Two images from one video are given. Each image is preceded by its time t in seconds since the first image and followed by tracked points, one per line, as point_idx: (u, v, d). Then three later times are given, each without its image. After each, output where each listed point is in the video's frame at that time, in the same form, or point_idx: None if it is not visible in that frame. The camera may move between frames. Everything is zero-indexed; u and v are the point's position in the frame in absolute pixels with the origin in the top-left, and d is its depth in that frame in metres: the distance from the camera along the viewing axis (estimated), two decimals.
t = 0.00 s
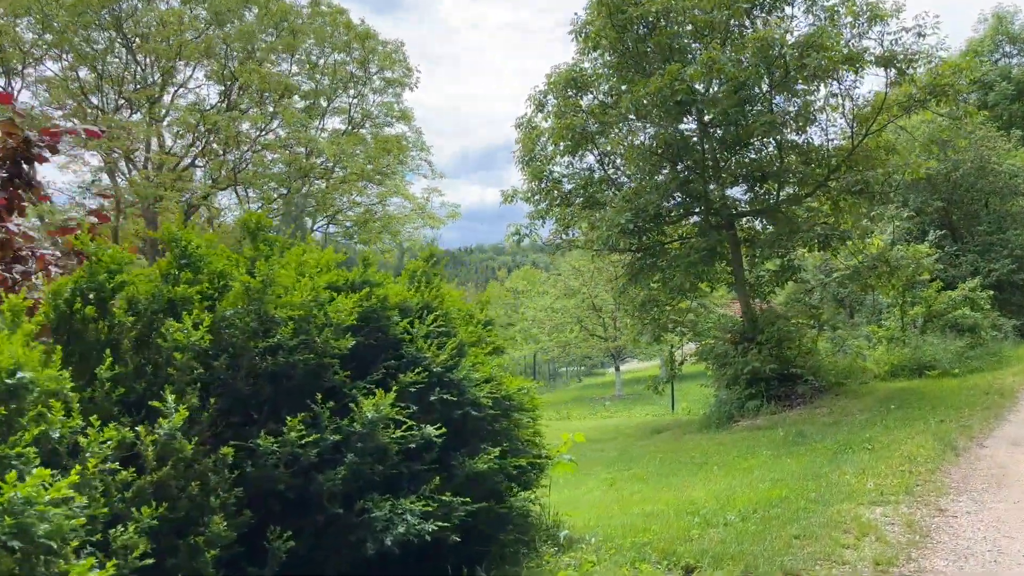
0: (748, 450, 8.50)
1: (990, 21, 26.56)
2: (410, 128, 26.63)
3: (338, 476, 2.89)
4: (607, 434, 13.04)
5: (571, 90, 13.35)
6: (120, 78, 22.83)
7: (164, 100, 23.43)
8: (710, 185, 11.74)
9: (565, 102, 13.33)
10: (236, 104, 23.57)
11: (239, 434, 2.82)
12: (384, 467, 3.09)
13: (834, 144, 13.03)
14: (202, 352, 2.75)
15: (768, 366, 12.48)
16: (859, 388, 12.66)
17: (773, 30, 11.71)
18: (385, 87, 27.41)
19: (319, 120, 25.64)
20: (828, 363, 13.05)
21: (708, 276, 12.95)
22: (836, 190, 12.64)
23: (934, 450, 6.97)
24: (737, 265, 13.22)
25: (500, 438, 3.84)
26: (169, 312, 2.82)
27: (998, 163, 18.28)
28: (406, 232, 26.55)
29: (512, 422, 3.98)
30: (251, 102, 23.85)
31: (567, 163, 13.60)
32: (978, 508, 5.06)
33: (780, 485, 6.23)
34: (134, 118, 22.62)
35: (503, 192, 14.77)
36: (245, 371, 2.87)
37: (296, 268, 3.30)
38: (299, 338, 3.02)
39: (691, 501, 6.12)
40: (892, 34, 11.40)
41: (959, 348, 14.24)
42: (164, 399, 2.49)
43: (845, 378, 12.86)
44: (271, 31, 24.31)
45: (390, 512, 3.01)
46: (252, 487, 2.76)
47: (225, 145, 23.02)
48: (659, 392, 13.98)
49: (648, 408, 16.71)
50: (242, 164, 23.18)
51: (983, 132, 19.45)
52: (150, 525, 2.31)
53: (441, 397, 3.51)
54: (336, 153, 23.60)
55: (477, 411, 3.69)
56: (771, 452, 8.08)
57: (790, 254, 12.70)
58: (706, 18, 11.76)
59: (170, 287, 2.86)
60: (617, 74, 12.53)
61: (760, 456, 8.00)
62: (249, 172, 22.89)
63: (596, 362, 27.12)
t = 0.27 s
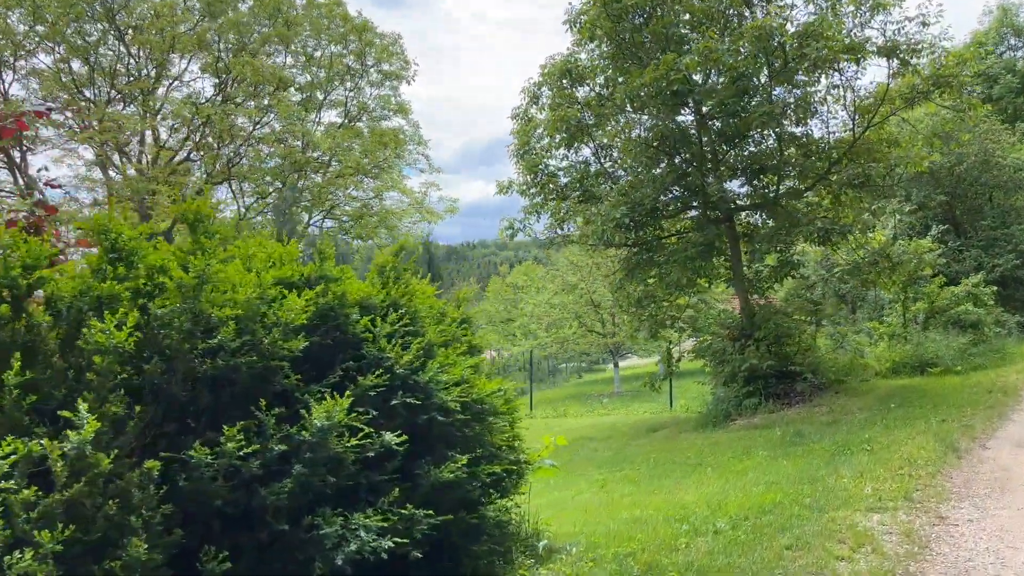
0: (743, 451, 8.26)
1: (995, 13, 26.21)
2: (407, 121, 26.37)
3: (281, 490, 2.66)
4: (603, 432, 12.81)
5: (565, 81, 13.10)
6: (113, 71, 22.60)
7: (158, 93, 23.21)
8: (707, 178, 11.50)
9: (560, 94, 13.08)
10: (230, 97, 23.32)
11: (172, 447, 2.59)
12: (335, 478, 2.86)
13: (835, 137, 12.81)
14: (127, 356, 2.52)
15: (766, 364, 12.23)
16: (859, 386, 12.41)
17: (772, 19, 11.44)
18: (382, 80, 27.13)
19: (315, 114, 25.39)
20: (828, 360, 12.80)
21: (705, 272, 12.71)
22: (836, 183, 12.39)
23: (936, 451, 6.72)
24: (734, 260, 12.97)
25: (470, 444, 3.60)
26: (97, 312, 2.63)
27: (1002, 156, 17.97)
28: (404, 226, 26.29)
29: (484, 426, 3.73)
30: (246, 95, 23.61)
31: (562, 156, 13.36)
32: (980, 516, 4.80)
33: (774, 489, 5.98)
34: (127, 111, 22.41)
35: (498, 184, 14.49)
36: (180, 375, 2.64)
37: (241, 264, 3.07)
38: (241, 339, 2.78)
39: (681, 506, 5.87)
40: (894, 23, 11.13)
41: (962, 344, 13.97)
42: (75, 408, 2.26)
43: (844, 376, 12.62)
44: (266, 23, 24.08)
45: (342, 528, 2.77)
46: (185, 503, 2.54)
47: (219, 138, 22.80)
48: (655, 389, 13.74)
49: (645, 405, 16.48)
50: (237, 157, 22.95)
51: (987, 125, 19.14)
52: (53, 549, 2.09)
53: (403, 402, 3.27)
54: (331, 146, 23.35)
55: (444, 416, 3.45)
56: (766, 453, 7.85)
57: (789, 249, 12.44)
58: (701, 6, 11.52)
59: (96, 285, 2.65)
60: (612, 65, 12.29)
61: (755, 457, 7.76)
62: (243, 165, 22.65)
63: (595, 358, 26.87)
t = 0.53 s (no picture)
0: (736, 448, 8.04)
1: (999, 4, 25.88)
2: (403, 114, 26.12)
3: (212, 493, 2.46)
4: (596, 428, 12.60)
5: (559, 71, 12.86)
6: (106, 62, 22.41)
7: (151, 85, 23.02)
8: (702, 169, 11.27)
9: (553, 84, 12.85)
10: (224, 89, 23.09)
11: (92, 446, 2.40)
12: (274, 480, 2.65)
13: (835, 127, 12.60)
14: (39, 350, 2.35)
15: (762, 359, 12.00)
16: (857, 381, 12.19)
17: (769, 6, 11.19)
18: (378, 73, 26.87)
19: (310, 107, 25.14)
20: (826, 354, 12.57)
21: (701, 265, 12.49)
22: (834, 175, 12.15)
23: (934, 449, 6.49)
24: (731, 253, 12.74)
25: (433, 442, 3.38)
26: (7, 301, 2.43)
27: (1005, 148, 17.70)
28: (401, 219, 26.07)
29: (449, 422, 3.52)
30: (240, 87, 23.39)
31: (555, 148, 13.13)
32: (977, 518, 4.58)
33: (765, 488, 5.76)
34: (120, 103, 22.21)
35: (491, 176, 14.24)
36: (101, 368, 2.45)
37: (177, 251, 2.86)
38: (169, 329, 2.57)
39: (667, 506, 5.66)
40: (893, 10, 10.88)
41: (963, 338, 13.72)
42: None
43: (843, 371, 12.38)
44: (260, 15, 23.84)
45: (279, 533, 2.58)
46: (102, 507, 2.34)
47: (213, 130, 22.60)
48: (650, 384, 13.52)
49: (642, 400, 16.26)
50: (231, 150, 22.74)
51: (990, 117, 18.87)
52: None
53: (355, 397, 3.06)
54: (326, 139, 23.12)
55: (402, 412, 3.23)
56: (759, 450, 7.62)
57: (786, 241, 12.21)
58: None
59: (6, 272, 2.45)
60: (605, 53, 12.04)
61: (748, 454, 7.54)
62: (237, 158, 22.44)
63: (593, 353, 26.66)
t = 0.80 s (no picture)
0: (728, 451, 7.81)
1: None
2: (400, 109, 25.86)
3: (130, 522, 2.24)
4: (590, 428, 12.36)
5: (552, 64, 12.60)
6: (99, 56, 22.17)
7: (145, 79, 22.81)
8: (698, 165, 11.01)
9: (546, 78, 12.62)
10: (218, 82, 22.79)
11: None
12: (203, 504, 2.41)
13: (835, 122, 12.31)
14: None
15: (759, 358, 11.76)
16: (856, 381, 11.95)
17: None
18: (375, 67, 26.59)
19: (305, 101, 24.88)
20: (824, 353, 12.34)
21: (698, 262, 12.27)
22: (834, 170, 11.90)
23: (932, 454, 6.28)
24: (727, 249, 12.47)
25: (392, 454, 3.16)
26: None
27: (1008, 144, 17.43)
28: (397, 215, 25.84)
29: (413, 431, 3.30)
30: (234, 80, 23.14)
31: (549, 142, 12.87)
32: (977, 532, 4.34)
33: (756, 497, 5.52)
34: (114, 96, 22.00)
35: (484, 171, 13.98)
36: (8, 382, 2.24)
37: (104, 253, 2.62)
38: (86, 339, 2.36)
39: (653, 515, 5.42)
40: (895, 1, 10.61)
41: (964, 337, 13.47)
42: None
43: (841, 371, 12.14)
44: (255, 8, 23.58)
45: (208, 562, 2.36)
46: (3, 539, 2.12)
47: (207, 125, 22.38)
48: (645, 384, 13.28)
49: (638, 399, 16.03)
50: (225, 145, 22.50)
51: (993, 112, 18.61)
52: None
53: (302, 409, 2.83)
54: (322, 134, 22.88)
55: (356, 424, 3.01)
56: (752, 454, 7.39)
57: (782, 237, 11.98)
58: None
59: None
60: (598, 45, 11.78)
61: (741, 458, 7.30)
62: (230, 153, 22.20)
63: (592, 350, 26.43)
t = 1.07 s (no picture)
0: (721, 447, 7.57)
1: None
2: (397, 102, 25.59)
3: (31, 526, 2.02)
4: (584, 424, 12.11)
5: (546, 53, 12.34)
6: (92, 47, 21.93)
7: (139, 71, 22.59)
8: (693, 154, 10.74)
9: (539, 66, 12.36)
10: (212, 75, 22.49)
11: None
12: (120, 505, 2.18)
13: (834, 112, 12.07)
14: None
15: (757, 352, 11.52)
16: (855, 376, 11.70)
17: None
18: (372, 59, 26.29)
19: (301, 94, 24.62)
20: (823, 348, 12.08)
21: (694, 254, 12.03)
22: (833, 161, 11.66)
23: (932, 451, 6.04)
24: (724, 241, 12.21)
25: (343, 451, 2.93)
26: None
27: (1012, 136, 17.13)
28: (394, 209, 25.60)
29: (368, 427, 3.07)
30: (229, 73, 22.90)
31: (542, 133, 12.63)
32: (978, 534, 4.09)
33: (747, 495, 5.28)
34: (107, 89, 21.77)
35: (478, 163, 13.74)
36: None
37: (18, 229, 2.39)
38: None
39: (639, 515, 5.19)
40: None
41: (966, 331, 13.21)
42: None
43: (840, 366, 11.90)
44: None
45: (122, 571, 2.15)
46: None
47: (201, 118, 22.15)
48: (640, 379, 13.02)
49: (635, 395, 15.80)
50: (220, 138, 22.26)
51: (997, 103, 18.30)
52: None
53: (240, 403, 2.59)
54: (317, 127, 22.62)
55: (302, 418, 2.78)
56: (746, 450, 7.15)
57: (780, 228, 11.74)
58: None
59: None
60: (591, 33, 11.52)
61: (734, 455, 7.07)
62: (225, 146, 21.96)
63: (590, 345, 26.19)
